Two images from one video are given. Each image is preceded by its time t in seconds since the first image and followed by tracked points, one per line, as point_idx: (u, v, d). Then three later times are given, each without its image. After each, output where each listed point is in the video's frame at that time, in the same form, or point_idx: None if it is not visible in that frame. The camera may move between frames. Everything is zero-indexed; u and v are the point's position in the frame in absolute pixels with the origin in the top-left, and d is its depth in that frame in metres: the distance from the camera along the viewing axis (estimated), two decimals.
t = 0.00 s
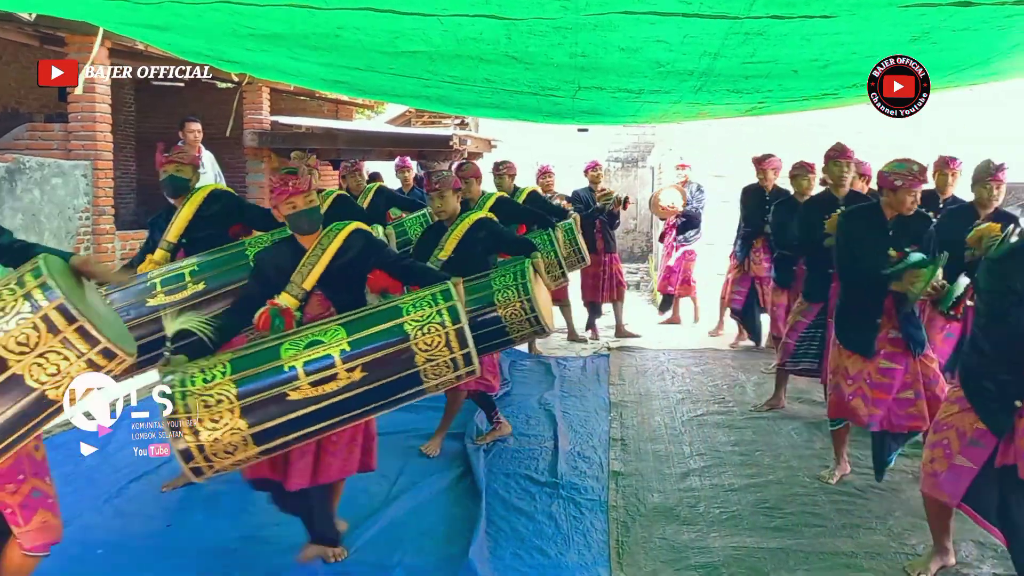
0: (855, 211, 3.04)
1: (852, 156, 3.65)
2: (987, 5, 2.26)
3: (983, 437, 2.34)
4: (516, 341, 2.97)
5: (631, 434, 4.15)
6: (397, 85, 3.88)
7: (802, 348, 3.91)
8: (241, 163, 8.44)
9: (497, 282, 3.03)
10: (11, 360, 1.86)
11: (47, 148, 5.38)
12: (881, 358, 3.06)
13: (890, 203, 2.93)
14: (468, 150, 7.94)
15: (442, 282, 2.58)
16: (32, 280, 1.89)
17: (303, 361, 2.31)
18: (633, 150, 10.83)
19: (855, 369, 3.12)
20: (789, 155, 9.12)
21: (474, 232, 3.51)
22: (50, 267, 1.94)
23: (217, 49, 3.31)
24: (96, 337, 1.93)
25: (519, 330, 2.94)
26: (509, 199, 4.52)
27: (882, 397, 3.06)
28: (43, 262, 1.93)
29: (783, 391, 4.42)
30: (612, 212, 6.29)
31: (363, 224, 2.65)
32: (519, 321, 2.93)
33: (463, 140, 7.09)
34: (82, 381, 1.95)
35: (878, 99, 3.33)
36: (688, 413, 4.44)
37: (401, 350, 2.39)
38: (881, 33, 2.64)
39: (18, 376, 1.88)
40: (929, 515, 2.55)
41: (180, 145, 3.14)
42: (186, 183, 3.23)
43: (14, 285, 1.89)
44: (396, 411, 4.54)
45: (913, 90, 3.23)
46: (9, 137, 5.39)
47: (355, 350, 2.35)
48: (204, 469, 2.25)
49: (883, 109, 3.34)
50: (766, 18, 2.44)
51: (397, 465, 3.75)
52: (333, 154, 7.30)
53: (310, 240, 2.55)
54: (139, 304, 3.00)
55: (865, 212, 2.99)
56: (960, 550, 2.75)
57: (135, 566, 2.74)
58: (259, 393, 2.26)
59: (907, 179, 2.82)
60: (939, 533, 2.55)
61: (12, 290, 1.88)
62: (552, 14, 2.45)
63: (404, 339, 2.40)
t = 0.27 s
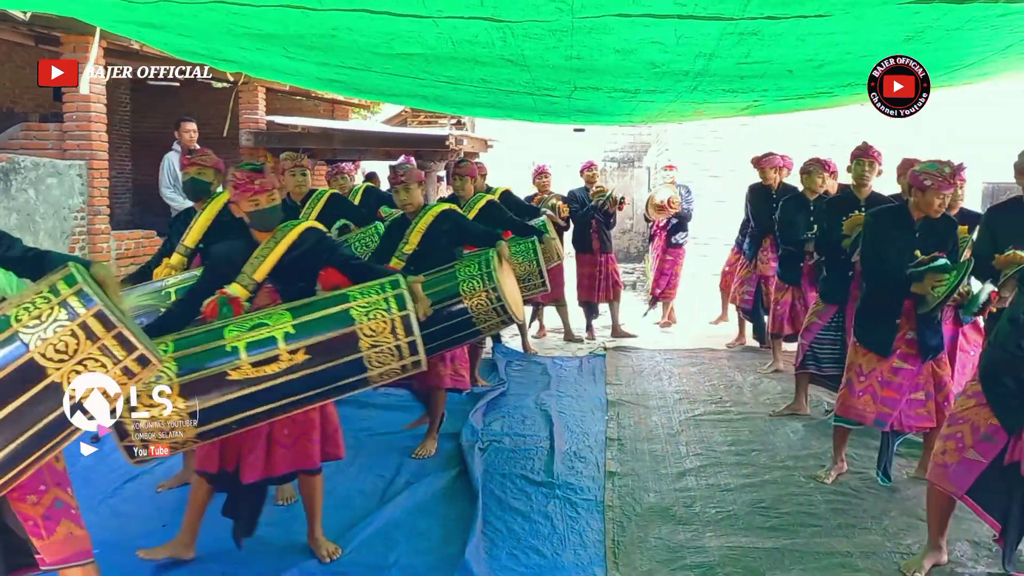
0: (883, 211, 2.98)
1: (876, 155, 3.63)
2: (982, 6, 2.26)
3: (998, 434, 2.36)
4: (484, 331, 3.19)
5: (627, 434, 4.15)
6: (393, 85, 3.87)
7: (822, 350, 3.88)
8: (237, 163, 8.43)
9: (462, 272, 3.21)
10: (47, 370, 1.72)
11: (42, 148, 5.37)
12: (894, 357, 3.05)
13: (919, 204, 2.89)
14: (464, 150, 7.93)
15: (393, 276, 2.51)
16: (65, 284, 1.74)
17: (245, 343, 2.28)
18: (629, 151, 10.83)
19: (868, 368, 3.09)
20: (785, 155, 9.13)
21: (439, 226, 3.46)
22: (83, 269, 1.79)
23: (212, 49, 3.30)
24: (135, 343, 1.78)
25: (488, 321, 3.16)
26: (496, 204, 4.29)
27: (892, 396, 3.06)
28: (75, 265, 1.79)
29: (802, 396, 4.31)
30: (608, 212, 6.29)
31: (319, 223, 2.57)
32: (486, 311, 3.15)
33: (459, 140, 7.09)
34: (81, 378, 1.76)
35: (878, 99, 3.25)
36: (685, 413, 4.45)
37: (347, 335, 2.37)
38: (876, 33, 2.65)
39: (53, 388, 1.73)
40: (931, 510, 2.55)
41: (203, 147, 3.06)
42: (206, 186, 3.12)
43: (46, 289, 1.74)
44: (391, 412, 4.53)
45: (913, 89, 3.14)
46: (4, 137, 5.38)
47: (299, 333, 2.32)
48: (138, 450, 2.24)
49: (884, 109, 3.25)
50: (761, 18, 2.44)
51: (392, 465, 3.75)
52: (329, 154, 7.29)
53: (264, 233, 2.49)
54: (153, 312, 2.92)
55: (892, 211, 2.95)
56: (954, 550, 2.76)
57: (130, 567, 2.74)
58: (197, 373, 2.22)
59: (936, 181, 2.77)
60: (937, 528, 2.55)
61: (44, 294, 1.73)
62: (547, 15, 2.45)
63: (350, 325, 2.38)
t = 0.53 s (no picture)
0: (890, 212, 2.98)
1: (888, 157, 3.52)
2: (977, 7, 2.27)
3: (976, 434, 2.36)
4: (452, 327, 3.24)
5: (624, 434, 4.16)
6: (389, 85, 3.88)
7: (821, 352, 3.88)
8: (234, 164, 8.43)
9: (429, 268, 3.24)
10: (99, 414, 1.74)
11: (38, 148, 5.37)
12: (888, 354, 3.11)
13: (926, 208, 2.87)
14: (460, 150, 7.94)
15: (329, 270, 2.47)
16: (125, 328, 1.76)
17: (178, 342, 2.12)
18: (625, 151, 10.84)
19: (861, 360, 3.15)
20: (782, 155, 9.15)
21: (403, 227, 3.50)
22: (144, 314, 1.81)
23: (208, 49, 3.30)
24: (188, 395, 1.82)
25: (455, 316, 3.20)
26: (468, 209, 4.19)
27: (879, 391, 3.12)
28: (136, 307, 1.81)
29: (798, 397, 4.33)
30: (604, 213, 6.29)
31: (256, 227, 2.55)
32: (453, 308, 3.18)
33: (456, 140, 7.10)
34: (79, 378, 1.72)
35: (878, 99, 3.24)
36: (682, 413, 4.45)
37: (285, 332, 2.27)
38: (872, 34, 2.65)
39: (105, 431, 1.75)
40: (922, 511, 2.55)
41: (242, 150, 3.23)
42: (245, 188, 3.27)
43: (107, 332, 1.76)
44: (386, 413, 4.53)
45: (913, 89, 3.12)
46: None
47: (235, 331, 2.21)
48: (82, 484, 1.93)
49: (884, 110, 3.23)
50: (757, 19, 2.45)
51: (389, 466, 3.75)
52: (326, 154, 7.29)
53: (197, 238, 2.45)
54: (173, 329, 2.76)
55: (898, 212, 2.96)
56: (949, 549, 2.77)
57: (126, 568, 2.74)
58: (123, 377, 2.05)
59: (943, 187, 2.74)
60: (931, 529, 2.56)
61: (104, 336, 1.75)
62: (543, 17, 2.46)
63: (287, 321, 2.28)
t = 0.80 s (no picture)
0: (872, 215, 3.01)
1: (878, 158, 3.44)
2: (974, 8, 2.28)
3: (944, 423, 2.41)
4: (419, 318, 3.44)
5: (621, 434, 4.16)
6: (387, 85, 3.87)
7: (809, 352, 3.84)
8: (231, 165, 8.41)
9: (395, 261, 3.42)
10: (170, 473, 1.66)
11: (35, 148, 5.36)
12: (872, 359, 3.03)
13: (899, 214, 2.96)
14: (458, 151, 7.93)
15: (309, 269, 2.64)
16: (204, 383, 1.69)
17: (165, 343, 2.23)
18: (624, 151, 10.83)
19: (845, 368, 3.11)
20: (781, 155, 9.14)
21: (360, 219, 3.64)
22: (226, 369, 1.74)
23: (206, 49, 3.29)
24: (259, 460, 1.72)
25: (422, 306, 3.41)
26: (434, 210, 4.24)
27: (867, 397, 3.02)
28: (218, 361, 1.74)
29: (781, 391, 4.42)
30: (601, 213, 6.29)
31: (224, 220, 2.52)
32: (420, 299, 3.39)
33: (453, 141, 7.09)
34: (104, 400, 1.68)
35: (878, 99, 3.24)
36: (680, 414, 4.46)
37: (269, 328, 2.42)
38: (870, 35, 2.66)
39: (173, 491, 1.67)
40: (912, 510, 2.55)
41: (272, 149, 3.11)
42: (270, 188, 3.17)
43: (187, 385, 1.69)
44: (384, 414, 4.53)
45: (913, 89, 3.13)
46: None
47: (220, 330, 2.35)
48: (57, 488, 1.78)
49: (884, 109, 3.24)
50: (755, 20, 2.45)
51: (386, 467, 3.74)
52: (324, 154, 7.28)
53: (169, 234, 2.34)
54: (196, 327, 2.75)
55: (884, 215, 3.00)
56: (945, 550, 2.78)
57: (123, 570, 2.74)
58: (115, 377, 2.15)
59: (911, 194, 2.87)
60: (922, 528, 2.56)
61: (182, 390, 1.69)
62: (541, 17, 2.46)
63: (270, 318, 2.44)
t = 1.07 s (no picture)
0: (823, 209, 3.15)
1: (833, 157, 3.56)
2: (969, 12, 2.30)
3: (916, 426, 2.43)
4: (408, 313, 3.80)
5: (620, 435, 4.17)
6: (385, 85, 3.88)
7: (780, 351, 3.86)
8: (229, 165, 8.41)
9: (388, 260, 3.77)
10: (192, 506, 1.61)
11: (33, 149, 5.37)
12: (834, 356, 3.14)
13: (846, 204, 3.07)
14: (456, 151, 7.93)
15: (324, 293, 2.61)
16: (234, 415, 1.66)
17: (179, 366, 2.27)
18: (622, 152, 10.82)
19: (810, 368, 3.16)
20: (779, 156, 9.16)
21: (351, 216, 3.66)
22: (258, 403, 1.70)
23: (205, 50, 3.30)
24: (282, 501, 1.67)
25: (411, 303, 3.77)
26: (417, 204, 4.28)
27: (831, 393, 3.13)
28: (251, 394, 1.70)
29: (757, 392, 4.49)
30: (598, 213, 6.30)
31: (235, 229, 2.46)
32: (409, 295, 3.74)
33: (451, 142, 7.10)
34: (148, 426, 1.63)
35: (877, 99, 3.23)
36: (677, 415, 4.46)
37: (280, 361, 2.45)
38: (866, 38, 2.68)
39: (193, 524, 1.62)
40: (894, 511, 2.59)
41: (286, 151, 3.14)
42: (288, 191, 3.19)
43: (217, 416, 1.65)
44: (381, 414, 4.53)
45: (913, 89, 3.12)
46: None
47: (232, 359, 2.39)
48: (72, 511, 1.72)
49: (883, 110, 3.24)
50: (752, 23, 2.47)
51: (384, 467, 3.75)
52: (321, 155, 7.28)
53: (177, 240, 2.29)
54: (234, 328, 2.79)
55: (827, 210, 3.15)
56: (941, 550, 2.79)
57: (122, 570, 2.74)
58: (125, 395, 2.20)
59: (849, 178, 2.99)
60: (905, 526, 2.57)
61: (211, 420, 1.65)
62: (538, 19, 2.48)
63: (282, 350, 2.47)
